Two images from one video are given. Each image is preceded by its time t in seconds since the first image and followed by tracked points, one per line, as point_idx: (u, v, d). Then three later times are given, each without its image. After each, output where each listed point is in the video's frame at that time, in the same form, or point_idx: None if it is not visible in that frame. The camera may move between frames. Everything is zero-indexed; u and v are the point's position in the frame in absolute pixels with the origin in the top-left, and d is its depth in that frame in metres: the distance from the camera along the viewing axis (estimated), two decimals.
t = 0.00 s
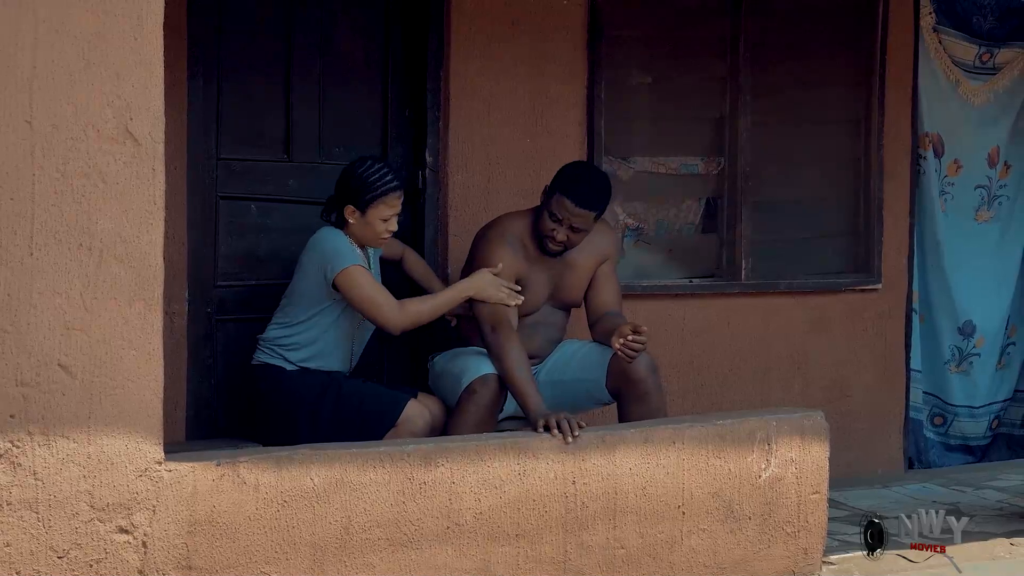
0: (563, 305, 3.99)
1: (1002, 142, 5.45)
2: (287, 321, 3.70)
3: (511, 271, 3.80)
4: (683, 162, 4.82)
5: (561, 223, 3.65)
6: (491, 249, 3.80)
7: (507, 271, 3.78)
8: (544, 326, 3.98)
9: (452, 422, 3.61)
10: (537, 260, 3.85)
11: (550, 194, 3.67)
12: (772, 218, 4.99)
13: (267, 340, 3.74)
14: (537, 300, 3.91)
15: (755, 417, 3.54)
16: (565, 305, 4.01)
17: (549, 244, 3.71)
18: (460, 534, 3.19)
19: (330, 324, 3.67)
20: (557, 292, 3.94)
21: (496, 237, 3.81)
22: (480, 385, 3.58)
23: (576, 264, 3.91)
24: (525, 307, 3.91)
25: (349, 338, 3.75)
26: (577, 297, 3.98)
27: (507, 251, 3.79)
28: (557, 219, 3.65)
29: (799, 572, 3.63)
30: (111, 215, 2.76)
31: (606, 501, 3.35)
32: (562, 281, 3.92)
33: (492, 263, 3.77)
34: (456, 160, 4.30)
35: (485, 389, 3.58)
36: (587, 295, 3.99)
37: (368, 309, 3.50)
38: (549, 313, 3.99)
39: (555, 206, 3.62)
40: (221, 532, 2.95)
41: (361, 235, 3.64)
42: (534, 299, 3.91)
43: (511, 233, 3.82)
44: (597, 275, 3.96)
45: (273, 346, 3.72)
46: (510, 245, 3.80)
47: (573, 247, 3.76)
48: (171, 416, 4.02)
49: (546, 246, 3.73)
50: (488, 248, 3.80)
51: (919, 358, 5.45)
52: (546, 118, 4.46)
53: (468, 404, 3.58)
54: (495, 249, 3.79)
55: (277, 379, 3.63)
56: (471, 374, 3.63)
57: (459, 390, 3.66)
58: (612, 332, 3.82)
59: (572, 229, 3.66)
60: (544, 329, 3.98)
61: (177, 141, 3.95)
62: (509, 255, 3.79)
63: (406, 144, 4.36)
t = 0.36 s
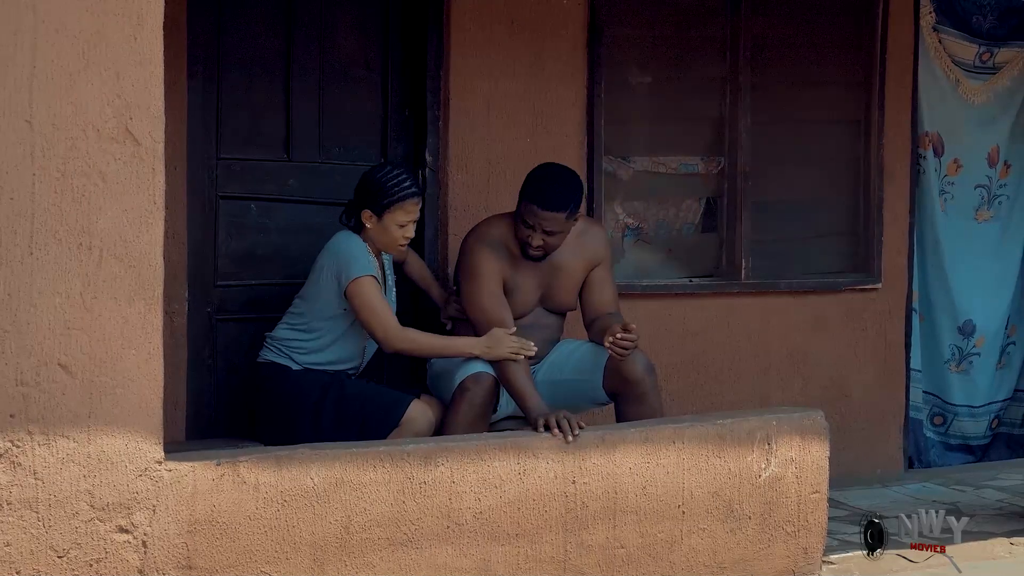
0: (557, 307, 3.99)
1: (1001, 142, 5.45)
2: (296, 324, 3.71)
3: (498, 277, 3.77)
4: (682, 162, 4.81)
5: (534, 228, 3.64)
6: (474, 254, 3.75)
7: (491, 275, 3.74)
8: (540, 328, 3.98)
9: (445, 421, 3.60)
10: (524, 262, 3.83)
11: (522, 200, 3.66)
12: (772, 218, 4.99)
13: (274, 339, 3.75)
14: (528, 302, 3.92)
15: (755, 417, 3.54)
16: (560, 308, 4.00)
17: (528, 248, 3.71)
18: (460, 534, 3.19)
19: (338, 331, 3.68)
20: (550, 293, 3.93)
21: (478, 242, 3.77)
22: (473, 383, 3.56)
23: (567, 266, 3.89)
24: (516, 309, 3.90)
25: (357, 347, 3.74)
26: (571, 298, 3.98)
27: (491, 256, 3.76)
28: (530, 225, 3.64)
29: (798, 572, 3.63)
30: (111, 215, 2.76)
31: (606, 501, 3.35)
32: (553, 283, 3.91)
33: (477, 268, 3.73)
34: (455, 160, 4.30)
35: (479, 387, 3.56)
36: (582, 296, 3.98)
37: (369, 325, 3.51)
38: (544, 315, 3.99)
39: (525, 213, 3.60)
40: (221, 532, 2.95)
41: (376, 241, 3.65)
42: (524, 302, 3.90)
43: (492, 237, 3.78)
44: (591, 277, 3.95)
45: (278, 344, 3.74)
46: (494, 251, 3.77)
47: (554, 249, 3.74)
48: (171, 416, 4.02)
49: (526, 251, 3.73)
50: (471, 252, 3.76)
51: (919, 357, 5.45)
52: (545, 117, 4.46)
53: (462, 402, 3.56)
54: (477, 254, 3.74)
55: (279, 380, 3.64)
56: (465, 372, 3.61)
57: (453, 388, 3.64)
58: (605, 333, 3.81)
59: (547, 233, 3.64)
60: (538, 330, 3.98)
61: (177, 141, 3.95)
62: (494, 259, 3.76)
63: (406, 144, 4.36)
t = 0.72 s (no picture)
0: (558, 309, 3.99)
1: (1000, 142, 5.45)
2: (285, 320, 3.71)
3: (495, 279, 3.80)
4: (681, 162, 4.81)
5: (536, 237, 3.64)
6: (472, 255, 3.78)
7: (488, 277, 3.78)
8: (539, 330, 3.99)
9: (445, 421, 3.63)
10: (524, 263, 3.85)
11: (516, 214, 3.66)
12: (770, 218, 4.99)
13: (264, 339, 3.75)
14: (528, 306, 3.92)
15: (754, 417, 3.54)
16: (562, 310, 4.01)
17: (539, 258, 3.72)
18: (458, 534, 3.19)
19: (326, 325, 3.67)
20: (550, 295, 3.93)
21: (476, 243, 3.80)
22: (473, 383, 3.59)
23: (567, 268, 3.89)
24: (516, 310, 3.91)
25: (346, 343, 3.74)
26: (572, 299, 3.98)
27: (489, 259, 3.79)
28: (531, 235, 3.64)
29: (798, 572, 3.63)
30: (110, 215, 2.76)
31: (605, 501, 3.35)
32: (553, 285, 3.91)
33: (474, 269, 3.76)
34: (454, 160, 4.30)
35: (478, 387, 3.59)
36: (583, 298, 3.98)
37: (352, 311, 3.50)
38: (544, 317, 3.99)
39: (522, 227, 3.60)
40: (219, 532, 2.95)
41: (364, 236, 3.65)
42: (525, 305, 3.92)
43: (490, 239, 3.81)
44: (591, 279, 3.94)
45: (268, 344, 3.73)
46: (492, 253, 3.80)
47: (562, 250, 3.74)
48: (170, 416, 4.02)
49: (538, 262, 3.74)
50: (470, 254, 3.79)
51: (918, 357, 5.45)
52: (544, 118, 4.46)
53: (461, 402, 3.59)
54: (474, 255, 3.78)
55: (271, 380, 3.65)
56: (464, 372, 3.65)
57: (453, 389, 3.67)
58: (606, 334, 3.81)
59: (551, 238, 3.64)
60: (538, 331, 3.99)
61: (176, 141, 3.95)
62: (492, 261, 3.79)
63: (404, 144, 4.36)
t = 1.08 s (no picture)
0: (555, 308, 3.98)
1: (993, 142, 5.46)
2: (288, 322, 3.69)
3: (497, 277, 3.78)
4: (675, 162, 4.82)
5: (545, 236, 3.64)
6: (474, 256, 3.77)
7: (491, 277, 3.76)
8: (537, 329, 3.98)
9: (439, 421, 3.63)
10: (524, 263, 3.85)
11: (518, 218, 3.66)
12: (765, 217, 4.99)
13: (266, 340, 3.73)
14: (526, 304, 3.92)
15: (748, 416, 3.54)
16: (559, 309, 4.01)
17: (552, 258, 3.70)
18: (453, 534, 3.19)
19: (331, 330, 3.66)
20: (548, 293, 3.93)
21: (477, 243, 3.79)
22: (468, 383, 3.60)
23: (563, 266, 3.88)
24: (514, 309, 3.91)
25: (351, 348, 3.72)
26: (568, 298, 3.97)
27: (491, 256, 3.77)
28: (540, 236, 3.63)
29: (792, 572, 3.63)
30: (104, 215, 2.76)
31: (599, 501, 3.35)
32: (552, 284, 3.91)
33: (477, 269, 3.75)
34: (448, 160, 4.30)
35: (473, 387, 3.60)
36: (580, 296, 3.98)
37: (364, 320, 3.49)
38: (543, 316, 3.98)
39: (528, 229, 3.60)
40: (214, 533, 2.95)
41: (371, 242, 3.66)
42: (524, 304, 3.91)
43: (490, 238, 3.81)
44: (587, 277, 3.93)
45: (271, 346, 3.72)
46: (493, 251, 3.79)
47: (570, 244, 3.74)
48: (164, 416, 4.01)
49: (551, 262, 3.72)
50: (472, 254, 3.77)
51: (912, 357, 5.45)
52: (538, 118, 4.46)
53: (457, 402, 3.60)
54: (477, 256, 3.76)
55: (271, 382, 3.63)
56: (460, 372, 3.66)
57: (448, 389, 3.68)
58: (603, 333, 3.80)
59: (560, 233, 3.64)
60: (535, 330, 3.98)
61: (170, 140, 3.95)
62: (494, 261, 3.77)
63: (399, 144, 4.36)
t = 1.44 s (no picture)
0: (545, 305, 3.99)
1: (982, 142, 5.47)
2: (255, 321, 3.71)
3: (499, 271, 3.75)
4: (664, 162, 4.82)
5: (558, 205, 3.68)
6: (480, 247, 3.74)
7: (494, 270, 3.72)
8: (527, 327, 3.98)
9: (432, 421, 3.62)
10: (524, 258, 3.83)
11: (527, 195, 3.68)
12: (754, 217, 4.99)
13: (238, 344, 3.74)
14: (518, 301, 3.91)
15: (737, 416, 3.54)
16: (547, 306, 4.01)
17: (564, 232, 3.72)
18: (441, 534, 3.19)
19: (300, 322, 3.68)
20: (540, 291, 3.93)
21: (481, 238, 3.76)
22: (461, 385, 3.60)
23: (556, 264, 3.90)
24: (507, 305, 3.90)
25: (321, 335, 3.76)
26: (558, 296, 3.98)
27: (494, 251, 3.74)
28: (554, 206, 3.67)
29: (780, 571, 3.63)
30: (92, 215, 2.75)
31: (588, 501, 3.35)
32: (545, 281, 3.91)
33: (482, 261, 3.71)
34: (437, 160, 4.30)
35: (466, 388, 3.60)
36: (568, 294, 3.99)
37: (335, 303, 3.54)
38: (532, 313, 3.99)
39: (543, 196, 3.64)
40: (202, 533, 2.94)
41: (333, 236, 3.69)
42: (516, 301, 3.90)
43: (492, 232, 3.78)
44: (576, 275, 3.96)
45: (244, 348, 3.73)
46: (496, 246, 3.76)
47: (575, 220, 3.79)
48: (152, 417, 4.01)
49: (564, 237, 3.74)
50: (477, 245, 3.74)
51: (900, 358, 5.46)
52: (528, 118, 4.46)
53: (449, 404, 3.60)
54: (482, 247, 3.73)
55: (254, 381, 3.62)
56: (452, 373, 3.65)
57: (440, 389, 3.68)
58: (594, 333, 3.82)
59: (570, 201, 3.70)
60: (525, 329, 3.97)
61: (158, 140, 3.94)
62: (498, 255, 3.74)
63: (388, 144, 4.36)
